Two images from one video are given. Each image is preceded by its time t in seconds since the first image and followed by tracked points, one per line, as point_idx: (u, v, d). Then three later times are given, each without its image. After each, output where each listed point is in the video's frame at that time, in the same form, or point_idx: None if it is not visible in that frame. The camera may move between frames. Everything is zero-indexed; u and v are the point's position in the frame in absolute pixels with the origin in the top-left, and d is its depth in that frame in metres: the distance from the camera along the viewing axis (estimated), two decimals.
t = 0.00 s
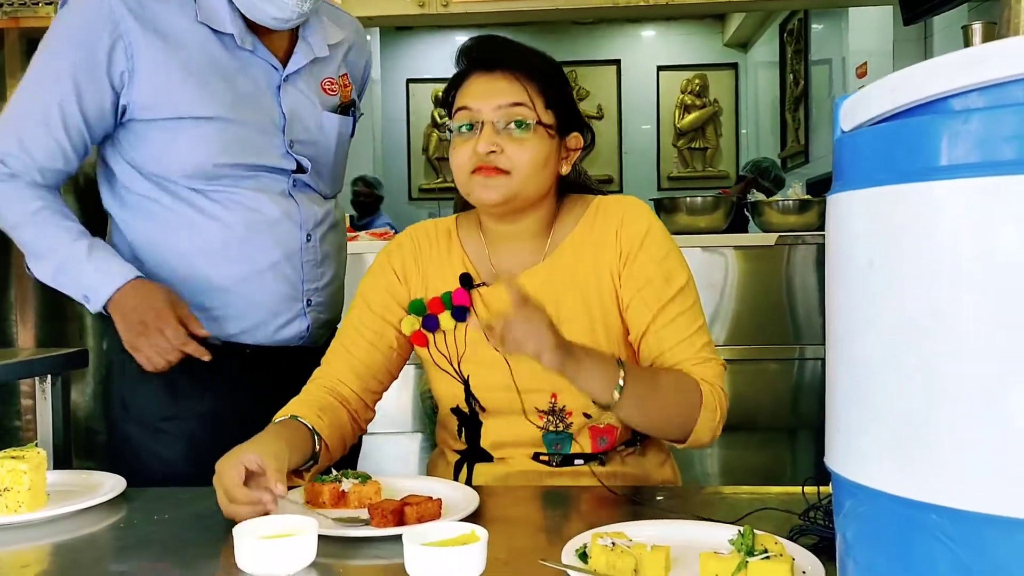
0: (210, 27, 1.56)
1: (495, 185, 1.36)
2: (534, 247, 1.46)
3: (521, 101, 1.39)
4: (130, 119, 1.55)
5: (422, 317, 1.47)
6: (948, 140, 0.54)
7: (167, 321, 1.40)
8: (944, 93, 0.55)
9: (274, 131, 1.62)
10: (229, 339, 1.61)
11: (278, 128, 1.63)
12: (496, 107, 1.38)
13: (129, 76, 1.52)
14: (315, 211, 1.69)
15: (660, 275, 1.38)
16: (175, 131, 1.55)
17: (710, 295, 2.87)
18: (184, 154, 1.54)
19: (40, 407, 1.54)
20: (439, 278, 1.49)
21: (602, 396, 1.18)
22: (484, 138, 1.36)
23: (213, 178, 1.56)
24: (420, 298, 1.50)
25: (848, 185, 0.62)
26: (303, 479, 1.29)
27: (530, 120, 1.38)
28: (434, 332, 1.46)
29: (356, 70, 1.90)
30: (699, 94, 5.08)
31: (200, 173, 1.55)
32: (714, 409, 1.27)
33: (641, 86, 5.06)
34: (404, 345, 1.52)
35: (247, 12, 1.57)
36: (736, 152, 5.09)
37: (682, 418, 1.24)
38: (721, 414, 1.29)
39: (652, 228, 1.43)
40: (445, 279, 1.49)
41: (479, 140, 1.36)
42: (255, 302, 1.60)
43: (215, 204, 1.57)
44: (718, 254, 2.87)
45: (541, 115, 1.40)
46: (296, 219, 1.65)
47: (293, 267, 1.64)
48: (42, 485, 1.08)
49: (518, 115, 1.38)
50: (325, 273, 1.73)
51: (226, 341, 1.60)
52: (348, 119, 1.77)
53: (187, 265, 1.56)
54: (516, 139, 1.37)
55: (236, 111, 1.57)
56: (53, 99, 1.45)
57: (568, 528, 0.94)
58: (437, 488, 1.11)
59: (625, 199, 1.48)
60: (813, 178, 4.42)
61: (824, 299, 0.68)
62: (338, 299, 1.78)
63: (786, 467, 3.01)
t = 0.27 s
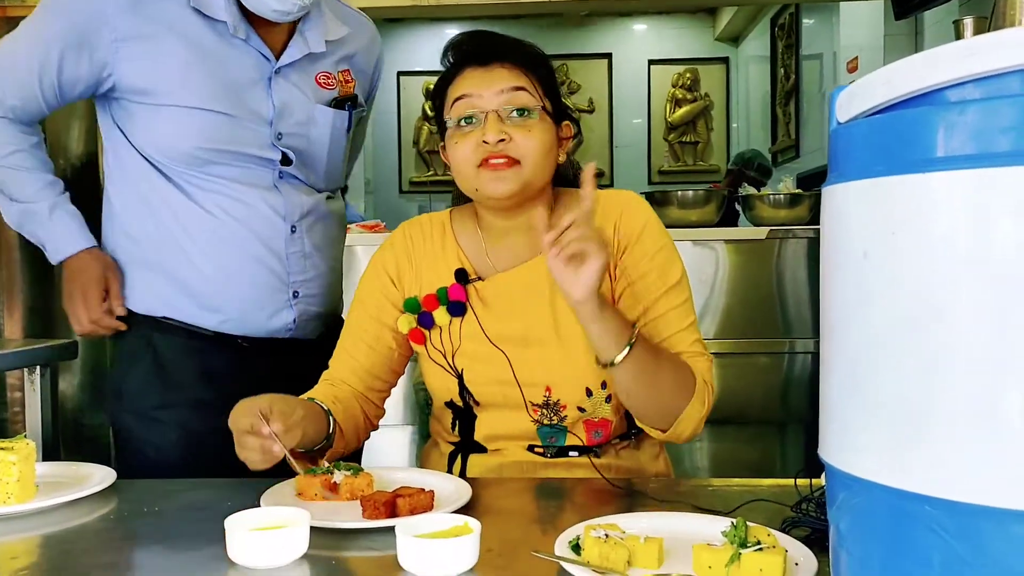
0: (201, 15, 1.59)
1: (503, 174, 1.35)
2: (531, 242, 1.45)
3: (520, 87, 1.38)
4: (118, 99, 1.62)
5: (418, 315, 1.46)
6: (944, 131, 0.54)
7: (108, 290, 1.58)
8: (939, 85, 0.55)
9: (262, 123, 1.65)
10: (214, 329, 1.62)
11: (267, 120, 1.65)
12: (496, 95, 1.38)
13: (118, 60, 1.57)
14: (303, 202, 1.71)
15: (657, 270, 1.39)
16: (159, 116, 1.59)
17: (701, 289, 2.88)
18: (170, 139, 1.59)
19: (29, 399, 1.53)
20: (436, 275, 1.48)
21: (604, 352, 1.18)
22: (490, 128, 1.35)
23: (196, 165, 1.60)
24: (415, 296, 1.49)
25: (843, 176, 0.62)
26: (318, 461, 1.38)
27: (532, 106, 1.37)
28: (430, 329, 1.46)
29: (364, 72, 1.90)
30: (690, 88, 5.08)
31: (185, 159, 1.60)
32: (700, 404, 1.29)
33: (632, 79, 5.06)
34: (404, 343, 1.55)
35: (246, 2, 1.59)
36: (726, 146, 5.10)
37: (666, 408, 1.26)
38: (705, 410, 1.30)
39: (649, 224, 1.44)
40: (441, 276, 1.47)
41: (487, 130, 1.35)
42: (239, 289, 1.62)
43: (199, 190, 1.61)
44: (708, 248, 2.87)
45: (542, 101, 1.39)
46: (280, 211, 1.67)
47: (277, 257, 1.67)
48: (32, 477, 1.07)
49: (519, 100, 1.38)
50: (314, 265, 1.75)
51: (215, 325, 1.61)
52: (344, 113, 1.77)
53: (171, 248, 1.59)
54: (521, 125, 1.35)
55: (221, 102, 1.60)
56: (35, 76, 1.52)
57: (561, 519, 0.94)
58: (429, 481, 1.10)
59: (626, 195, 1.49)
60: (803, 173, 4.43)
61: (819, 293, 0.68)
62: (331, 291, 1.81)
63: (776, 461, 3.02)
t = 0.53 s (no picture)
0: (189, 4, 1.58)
1: (498, 181, 1.33)
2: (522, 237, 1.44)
3: (516, 91, 1.35)
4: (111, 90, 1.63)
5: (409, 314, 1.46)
6: (944, 123, 0.54)
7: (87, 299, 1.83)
8: (940, 76, 0.55)
9: (251, 113, 1.63)
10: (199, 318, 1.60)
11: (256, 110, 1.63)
12: (491, 100, 1.35)
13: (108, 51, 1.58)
14: (292, 191, 1.67)
15: (649, 263, 1.38)
16: (146, 105, 1.59)
17: (689, 283, 2.88)
18: (158, 129, 1.58)
19: (14, 389, 1.51)
20: (427, 272, 1.48)
21: (594, 357, 1.17)
22: (484, 134, 1.32)
23: (183, 153, 1.59)
24: (406, 296, 1.49)
25: (840, 168, 0.62)
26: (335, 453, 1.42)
27: (528, 111, 1.35)
28: (423, 327, 1.45)
29: (363, 65, 1.87)
30: (679, 82, 5.09)
31: (171, 149, 1.59)
32: (694, 398, 1.29)
33: (621, 73, 5.06)
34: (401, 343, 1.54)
35: None
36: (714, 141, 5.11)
37: (661, 402, 1.26)
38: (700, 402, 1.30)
39: (642, 216, 1.43)
40: (432, 272, 1.47)
41: (481, 136, 1.32)
42: (223, 279, 1.60)
43: (183, 179, 1.59)
44: (697, 242, 2.87)
45: (537, 103, 1.37)
46: (264, 198, 1.63)
47: (263, 247, 1.64)
48: (18, 468, 1.06)
49: (514, 104, 1.35)
50: (301, 255, 1.70)
51: (197, 316, 1.60)
52: (338, 106, 1.73)
53: (156, 238, 1.59)
54: (516, 129, 1.33)
55: (208, 91, 1.58)
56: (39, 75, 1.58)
57: (554, 510, 0.94)
58: (421, 473, 1.10)
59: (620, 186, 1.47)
60: (791, 168, 4.45)
61: (817, 287, 0.68)
62: (321, 284, 1.76)
63: (762, 455, 3.03)
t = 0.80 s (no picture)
0: None
1: (505, 191, 1.34)
2: (517, 232, 1.43)
3: (528, 102, 1.33)
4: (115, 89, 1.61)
5: (400, 310, 1.44)
6: (952, 113, 0.54)
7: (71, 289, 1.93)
8: (945, 67, 0.55)
9: (248, 104, 1.62)
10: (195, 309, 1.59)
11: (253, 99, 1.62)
12: (500, 109, 1.33)
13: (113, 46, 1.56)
14: (287, 180, 1.66)
15: (653, 265, 1.39)
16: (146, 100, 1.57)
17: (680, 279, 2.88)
18: (156, 125, 1.56)
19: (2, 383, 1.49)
20: (416, 267, 1.46)
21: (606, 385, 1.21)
22: (496, 145, 1.31)
23: (181, 148, 1.57)
24: (397, 291, 1.48)
25: (845, 159, 0.61)
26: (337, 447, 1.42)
27: (538, 121, 1.33)
28: (413, 323, 1.44)
29: (357, 52, 1.86)
30: (668, 79, 5.09)
31: (166, 142, 1.56)
32: (704, 397, 1.30)
33: (611, 69, 5.06)
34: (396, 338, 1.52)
35: None
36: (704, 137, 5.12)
37: (671, 404, 1.27)
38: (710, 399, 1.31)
39: (642, 217, 1.43)
40: (421, 267, 1.46)
41: (491, 146, 1.31)
42: (217, 270, 1.58)
43: (179, 174, 1.57)
44: (687, 239, 2.88)
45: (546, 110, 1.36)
46: (260, 187, 1.62)
47: (258, 236, 1.63)
48: (8, 462, 1.04)
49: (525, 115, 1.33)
50: (295, 244, 1.69)
51: (189, 308, 1.58)
52: (335, 95, 1.72)
53: (151, 231, 1.57)
54: (526, 138, 1.32)
55: (207, 83, 1.57)
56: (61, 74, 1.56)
57: (552, 505, 0.94)
58: (418, 467, 1.09)
59: (617, 184, 1.47)
60: (781, 164, 4.46)
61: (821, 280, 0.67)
62: (315, 273, 1.75)
63: (751, 451, 3.03)
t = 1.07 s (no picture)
0: None
1: (503, 168, 1.31)
2: (524, 229, 1.43)
3: (526, 73, 1.34)
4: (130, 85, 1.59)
5: (404, 312, 1.43)
6: (973, 105, 0.53)
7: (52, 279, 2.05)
8: (967, 59, 0.54)
9: (264, 101, 1.62)
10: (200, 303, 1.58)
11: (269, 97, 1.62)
12: (499, 80, 1.33)
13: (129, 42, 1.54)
14: (299, 178, 1.65)
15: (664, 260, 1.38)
16: (163, 97, 1.56)
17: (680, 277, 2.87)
18: (174, 120, 1.55)
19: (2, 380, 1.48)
20: (422, 269, 1.44)
21: (635, 333, 1.16)
22: (493, 114, 1.31)
23: (196, 144, 1.57)
24: (401, 294, 1.46)
25: (863, 154, 0.60)
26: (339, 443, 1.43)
27: (537, 94, 1.33)
28: (418, 325, 1.43)
29: (372, 55, 1.85)
30: (666, 78, 5.08)
31: (183, 137, 1.56)
32: (715, 389, 1.31)
33: (609, 68, 5.05)
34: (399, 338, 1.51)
35: None
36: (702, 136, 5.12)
37: (682, 394, 1.26)
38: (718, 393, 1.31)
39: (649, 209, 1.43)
40: (426, 270, 1.44)
41: (488, 116, 1.31)
42: (228, 266, 1.58)
43: (193, 169, 1.57)
44: (685, 239, 2.88)
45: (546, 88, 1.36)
46: (272, 184, 1.62)
47: (269, 233, 1.63)
48: (10, 459, 1.03)
49: (524, 87, 1.33)
50: (305, 242, 1.68)
51: (197, 303, 1.58)
52: (348, 96, 1.72)
53: (164, 226, 1.56)
54: (525, 113, 1.31)
55: (225, 79, 1.57)
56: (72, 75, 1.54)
57: (560, 502, 0.93)
58: (423, 465, 1.09)
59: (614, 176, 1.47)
60: (780, 163, 4.46)
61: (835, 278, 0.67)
62: (325, 272, 1.74)
63: (751, 450, 3.03)
